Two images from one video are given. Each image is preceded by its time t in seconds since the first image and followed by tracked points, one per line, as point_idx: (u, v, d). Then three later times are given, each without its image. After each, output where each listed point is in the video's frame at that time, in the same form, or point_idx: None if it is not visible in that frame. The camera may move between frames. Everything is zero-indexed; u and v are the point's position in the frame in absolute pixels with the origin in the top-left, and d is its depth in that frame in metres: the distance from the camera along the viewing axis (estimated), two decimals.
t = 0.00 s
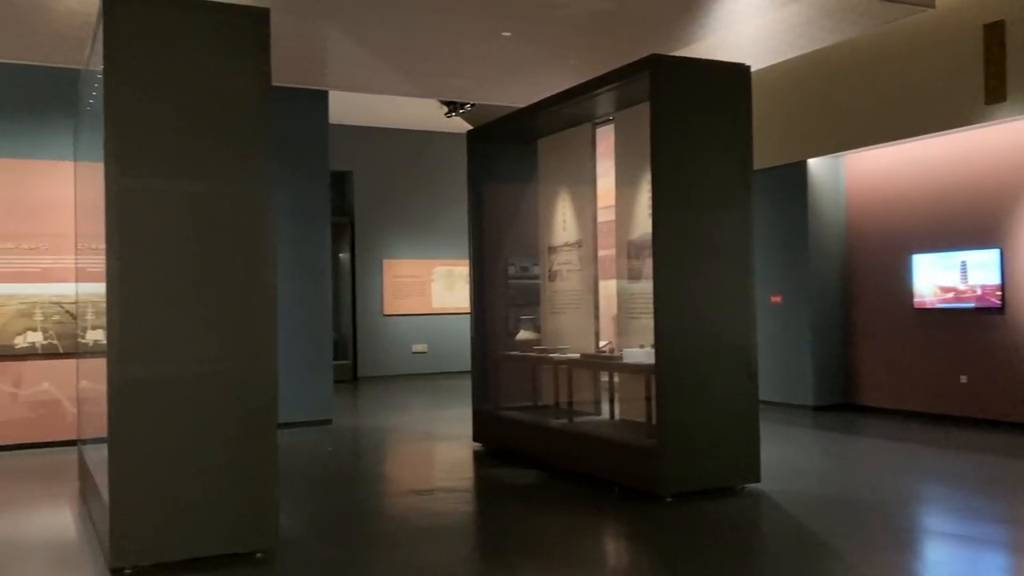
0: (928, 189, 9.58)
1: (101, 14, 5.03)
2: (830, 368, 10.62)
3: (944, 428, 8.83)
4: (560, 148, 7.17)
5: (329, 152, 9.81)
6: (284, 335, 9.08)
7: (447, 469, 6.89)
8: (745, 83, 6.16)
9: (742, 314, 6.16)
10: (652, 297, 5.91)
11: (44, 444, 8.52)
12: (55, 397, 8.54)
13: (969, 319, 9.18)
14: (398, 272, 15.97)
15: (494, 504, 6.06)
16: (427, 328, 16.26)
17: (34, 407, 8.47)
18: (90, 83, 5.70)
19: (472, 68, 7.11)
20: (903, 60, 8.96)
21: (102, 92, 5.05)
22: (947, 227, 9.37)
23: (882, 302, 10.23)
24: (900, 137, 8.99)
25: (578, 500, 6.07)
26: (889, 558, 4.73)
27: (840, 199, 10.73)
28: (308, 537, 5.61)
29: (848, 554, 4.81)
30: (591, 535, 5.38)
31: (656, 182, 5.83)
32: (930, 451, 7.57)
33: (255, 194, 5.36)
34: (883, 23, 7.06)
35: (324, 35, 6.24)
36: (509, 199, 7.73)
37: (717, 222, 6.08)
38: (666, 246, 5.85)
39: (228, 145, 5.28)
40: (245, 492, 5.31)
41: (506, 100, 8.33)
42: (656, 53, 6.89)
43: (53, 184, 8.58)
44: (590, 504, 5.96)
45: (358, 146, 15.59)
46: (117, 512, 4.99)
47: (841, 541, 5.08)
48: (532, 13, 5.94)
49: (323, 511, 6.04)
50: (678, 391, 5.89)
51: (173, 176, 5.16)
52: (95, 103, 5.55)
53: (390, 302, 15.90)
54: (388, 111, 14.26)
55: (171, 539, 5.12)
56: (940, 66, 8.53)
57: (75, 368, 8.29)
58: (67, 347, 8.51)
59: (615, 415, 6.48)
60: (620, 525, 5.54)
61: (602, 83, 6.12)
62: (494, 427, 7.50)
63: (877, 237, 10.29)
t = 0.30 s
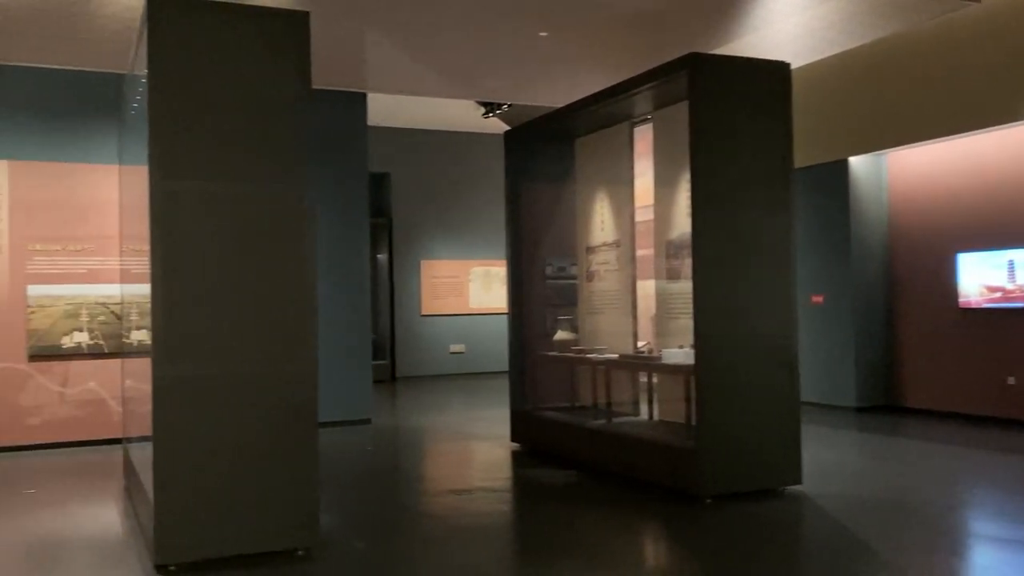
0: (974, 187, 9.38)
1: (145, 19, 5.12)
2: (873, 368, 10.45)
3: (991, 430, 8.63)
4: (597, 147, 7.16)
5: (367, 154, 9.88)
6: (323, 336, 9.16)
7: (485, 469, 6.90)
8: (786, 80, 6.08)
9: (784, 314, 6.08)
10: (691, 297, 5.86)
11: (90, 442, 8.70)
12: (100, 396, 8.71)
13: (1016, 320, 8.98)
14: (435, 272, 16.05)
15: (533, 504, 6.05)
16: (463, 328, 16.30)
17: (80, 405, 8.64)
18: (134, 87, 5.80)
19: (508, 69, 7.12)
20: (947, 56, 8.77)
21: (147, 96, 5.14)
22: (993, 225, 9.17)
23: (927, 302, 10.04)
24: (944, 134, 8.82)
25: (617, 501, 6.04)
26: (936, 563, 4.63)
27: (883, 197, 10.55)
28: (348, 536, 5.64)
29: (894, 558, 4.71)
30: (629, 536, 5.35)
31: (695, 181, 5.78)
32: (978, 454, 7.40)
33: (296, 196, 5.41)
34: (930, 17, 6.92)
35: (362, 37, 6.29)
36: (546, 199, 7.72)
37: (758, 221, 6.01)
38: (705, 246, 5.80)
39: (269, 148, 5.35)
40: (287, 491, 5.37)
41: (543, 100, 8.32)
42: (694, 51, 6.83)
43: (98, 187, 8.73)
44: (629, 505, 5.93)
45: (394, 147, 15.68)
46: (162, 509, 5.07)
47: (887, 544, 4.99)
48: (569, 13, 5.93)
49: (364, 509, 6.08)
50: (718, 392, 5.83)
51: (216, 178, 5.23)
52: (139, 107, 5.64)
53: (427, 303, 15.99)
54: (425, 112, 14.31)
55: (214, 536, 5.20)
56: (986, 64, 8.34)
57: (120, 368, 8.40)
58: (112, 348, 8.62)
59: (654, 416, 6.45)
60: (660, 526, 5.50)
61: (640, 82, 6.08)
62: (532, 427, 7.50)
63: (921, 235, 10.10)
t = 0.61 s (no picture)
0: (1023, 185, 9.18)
1: (189, 23, 5.19)
2: (918, 369, 10.27)
3: None
4: (636, 147, 7.12)
5: (406, 155, 9.93)
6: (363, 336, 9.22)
7: (524, 469, 6.89)
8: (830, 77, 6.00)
9: (828, 314, 6.00)
10: (733, 297, 5.80)
11: (135, 440, 8.86)
12: (146, 395, 8.87)
13: None
14: (473, 272, 16.11)
15: (573, 505, 6.03)
16: (499, 328, 16.32)
17: (126, 404, 8.79)
18: (179, 90, 5.87)
19: (545, 69, 7.11)
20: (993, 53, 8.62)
21: (191, 98, 5.21)
22: None
23: (974, 302, 9.85)
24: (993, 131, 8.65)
25: (658, 502, 5.99)
26: (987, 568, 4.53)
27: (928, 195, 10.37)
28: (389, 535, 5.65)
29: (943, 563, 4.62)
30: (670, 538, 5.30)
31: (737, 180, 5.73)
32: None
33: (338, 197, 5.45)
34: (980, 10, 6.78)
35: (401, 39, 6.32)
36: (584, 199, 7.69)
37: (801, 219, 5.93)
38: (747, 245, 5.74)
39: (311, 149, 5.39)
40: (328, 490, 5.40)
41: (580, 100, 8.30)
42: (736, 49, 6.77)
43: (143, 190, 8.89)
44: (669, 507, 5.89)
45: (429, 148, 15.73)
46: (207, 507, 5.13)
47: (935, 549, 4.89)
48: (608, 12, 5.91)
49: (406, 508, 6.10)
50: (760, 393, 5.76)
51: (259, 179, 5.28)
52: (184, 110, 5.72)
53: (466, 303, 16.05)
54: (463, 113, 14.34)
55: (257, 534, 5.24)
56: None
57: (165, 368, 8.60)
58: (158, 347, 8.85)
59: (695, 417, 6.40)
60: (701, 528, 5.45)
61: (680, 80, 6.04)
62: (571, 428, 7.47)
63: (968, 234, 9.91)
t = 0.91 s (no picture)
0: None
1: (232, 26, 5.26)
2: (964, 370, 10.09)
3: None
4: (675, 145, 7.08)
5: (443, 156, 9.97)
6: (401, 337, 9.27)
7: (562, 469, 6.88)
8: (872, 73, 5.92)
9: (872, 313, 5.92)
10: (773, 296, 5.75)
11: (179, 439, 8.94)
12: (189, 394, 8.96)
13: None
14: (510, 272, 16.12)
15: (611, 505, 6.01)
16: (533, 329, 16.29)
17: (170, 403, 8.91)
18: (220, 93, 5.93)
19: (581, 68, 7.09)
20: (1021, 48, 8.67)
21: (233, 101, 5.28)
22: None
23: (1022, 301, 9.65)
24: None
25: (697, 503, 5.95)
26: None
27: (974, 193, 10.19)
28: (427, 534, 5.66)
29: (991, 567, 4.53)
30: (710, 538, 5.26)
31: (777, 177, 5.67)
32: None
33: (377, 196, 5.48)
34: None
35: (439, 40, 6.34)
36: (620, 198, 7.66)
37: (844, 218, 5.86)
38: (788, 243, 5.68)
39: (350, 149, 5.42)
40: (368, 488, 5.43)
41: (617, 99, 8.26)
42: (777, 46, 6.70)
43: (185, 191, 9.01)
44: (709, 507, 5.84)
45: (463, 148, 15.77)
46: (249, 504, 5.19)
47: (983, 551, 4.80)
48: (646, 10, 5.88)
49: (446, 508, 6.11)
50: (801, 392, 5.70)
51: (300, 180, 5.33)
52: (225, 112, 5.78)
53: (502, 303, 16.08)
54: (499, 113, 14.35)
55: (297, 532, 5.29)
56: None
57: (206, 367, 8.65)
58: (200, 347, 8.88)
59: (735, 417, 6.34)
60: (741, 528, 5.40)
61: (718, 78, 6.00)
62: (609, 428, 7.44)
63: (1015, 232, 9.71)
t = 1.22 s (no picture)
0: None
1: (273, 29, 5.31)
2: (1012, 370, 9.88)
3: None
4: (716, 143, 7.03)
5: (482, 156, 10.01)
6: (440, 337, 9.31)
7: (601, 469, 6.87)
8: (918, 68, 5.83)
9: (919, 311, 5.82)
10: (816, 294, 5.68)
11: (222, 437, 9.03)
12: (232, 393, 9.06)
13: None
14: (548, 272, 16.10)
15: (651, 505, 5.98)
16: (569, 328, 16.25)
17: (214, 402, 9.01)
18: (262, 96, 5.99)
19: (619, 66, 7.07)
20: None
21: (274, 102, 5.33)
22: None
23: None
24: None
25: (738, 504, 5.91)
26: None
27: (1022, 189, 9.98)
28: (466, 533, 5.67)
29: None
30: (750, 539, 5.22)
31: (820, 174, 5.61)
32: None
33: (418, 196, 5.50)
34: None
35: (478, 40, 6.35)
36: (659, 197, 7.62)
37: (890, 215, 5.77)
38: (832, 242, 5.62)
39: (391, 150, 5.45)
40: (408, 487, 5.46)
41: (655, 97, 8.22)
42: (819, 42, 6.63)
43: (228, 192, 9.11)
44: (750, 508, 5.79)
45: (499, 148, 15.79)
46: (291, 502, 5.24)
47: None
48: (685, 8, 5.84)
49: (487, 507, 6.12)
50: (845, 393, 5.63)
51: (341, 181, 5.37)
52: (268, 115, 5.85)
53: (540, 303, 16.08)
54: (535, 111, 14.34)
55: (339, 529, 5.34)
56: None
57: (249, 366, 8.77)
58: (244, 345, 9.02)
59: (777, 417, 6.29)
60: (783, 530, 5.35)
61: (759, 75, 5.95)
62: (648, 428, 7.40)
63: None
